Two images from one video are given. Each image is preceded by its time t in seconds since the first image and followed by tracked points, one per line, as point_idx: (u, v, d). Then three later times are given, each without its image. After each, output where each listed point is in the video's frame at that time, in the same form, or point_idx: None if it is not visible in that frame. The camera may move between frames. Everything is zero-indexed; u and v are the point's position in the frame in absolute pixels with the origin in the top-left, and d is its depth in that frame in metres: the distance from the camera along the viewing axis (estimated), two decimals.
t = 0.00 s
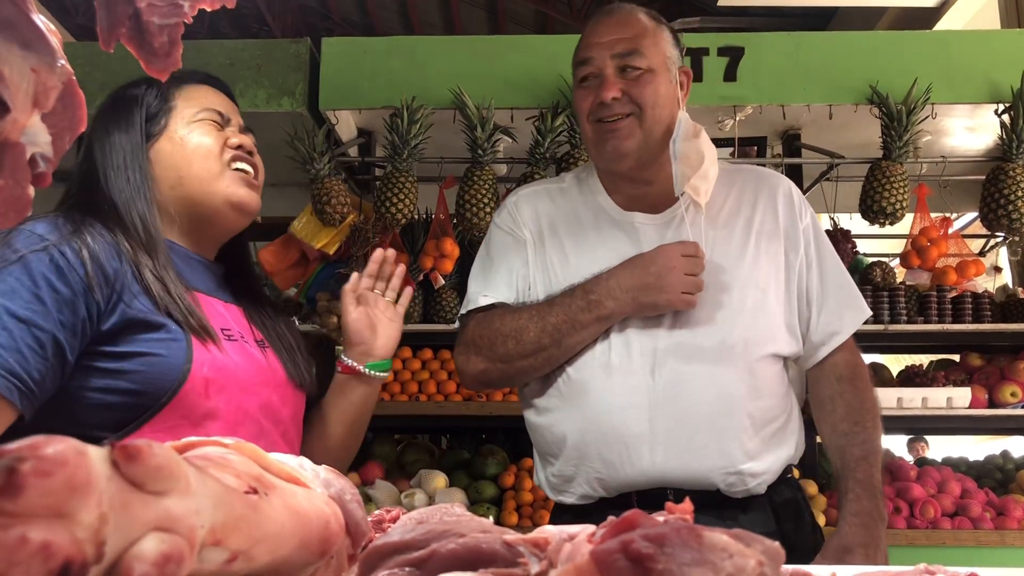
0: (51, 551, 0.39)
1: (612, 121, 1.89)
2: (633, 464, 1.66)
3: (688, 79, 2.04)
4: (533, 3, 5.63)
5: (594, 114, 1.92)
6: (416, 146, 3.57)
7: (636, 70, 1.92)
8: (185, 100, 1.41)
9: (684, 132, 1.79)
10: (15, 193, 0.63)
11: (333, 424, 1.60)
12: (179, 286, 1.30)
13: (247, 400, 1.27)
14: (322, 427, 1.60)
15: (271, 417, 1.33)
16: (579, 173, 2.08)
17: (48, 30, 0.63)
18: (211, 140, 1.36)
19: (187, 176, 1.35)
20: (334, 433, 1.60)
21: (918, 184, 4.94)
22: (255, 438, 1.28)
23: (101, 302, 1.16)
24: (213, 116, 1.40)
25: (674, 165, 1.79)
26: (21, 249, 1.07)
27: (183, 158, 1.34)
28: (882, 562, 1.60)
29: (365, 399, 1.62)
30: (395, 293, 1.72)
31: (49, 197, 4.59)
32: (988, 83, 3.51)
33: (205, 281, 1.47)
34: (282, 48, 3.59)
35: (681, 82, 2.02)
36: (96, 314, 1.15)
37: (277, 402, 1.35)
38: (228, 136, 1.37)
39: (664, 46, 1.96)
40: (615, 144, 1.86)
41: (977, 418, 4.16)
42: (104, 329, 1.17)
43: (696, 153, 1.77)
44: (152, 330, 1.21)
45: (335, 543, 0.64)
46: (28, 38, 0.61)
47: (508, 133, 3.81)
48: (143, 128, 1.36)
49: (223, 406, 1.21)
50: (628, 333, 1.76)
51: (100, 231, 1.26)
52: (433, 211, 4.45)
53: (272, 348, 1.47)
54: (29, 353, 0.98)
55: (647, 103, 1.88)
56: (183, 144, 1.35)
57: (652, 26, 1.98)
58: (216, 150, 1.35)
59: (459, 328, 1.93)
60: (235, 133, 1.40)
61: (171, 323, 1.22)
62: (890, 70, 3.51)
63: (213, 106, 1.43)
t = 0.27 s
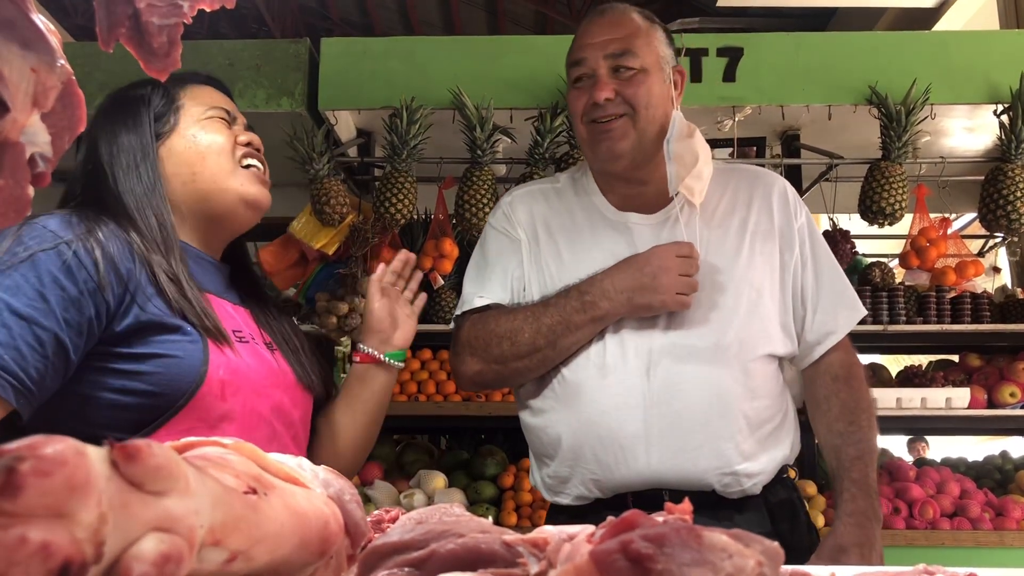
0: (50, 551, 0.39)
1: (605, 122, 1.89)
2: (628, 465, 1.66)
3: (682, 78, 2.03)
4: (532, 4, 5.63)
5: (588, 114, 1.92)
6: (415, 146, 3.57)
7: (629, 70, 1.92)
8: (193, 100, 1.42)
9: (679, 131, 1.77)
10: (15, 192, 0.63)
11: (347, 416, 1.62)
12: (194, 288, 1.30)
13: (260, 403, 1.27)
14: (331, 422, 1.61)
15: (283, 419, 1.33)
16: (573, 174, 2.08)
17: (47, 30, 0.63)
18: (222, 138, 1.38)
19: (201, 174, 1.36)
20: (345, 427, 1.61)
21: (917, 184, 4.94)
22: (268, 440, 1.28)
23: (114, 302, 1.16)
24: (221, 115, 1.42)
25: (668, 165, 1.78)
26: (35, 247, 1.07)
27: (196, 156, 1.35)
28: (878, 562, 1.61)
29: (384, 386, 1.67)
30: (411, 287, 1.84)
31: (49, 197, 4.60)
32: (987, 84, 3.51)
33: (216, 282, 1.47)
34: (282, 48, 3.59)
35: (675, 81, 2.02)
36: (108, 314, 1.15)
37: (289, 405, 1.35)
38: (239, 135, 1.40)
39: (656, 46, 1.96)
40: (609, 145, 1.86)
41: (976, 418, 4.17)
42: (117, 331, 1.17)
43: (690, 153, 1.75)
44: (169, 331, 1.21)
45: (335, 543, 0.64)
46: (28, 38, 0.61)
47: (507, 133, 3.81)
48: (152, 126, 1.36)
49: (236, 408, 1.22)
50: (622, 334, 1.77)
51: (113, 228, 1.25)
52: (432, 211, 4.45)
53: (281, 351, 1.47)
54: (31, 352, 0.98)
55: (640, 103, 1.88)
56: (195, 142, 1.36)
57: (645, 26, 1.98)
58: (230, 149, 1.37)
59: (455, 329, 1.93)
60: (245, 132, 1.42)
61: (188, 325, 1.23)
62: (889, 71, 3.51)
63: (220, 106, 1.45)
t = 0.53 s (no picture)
0: (49, 552, 0.39)
1: (603, 122, 1.90)
2: (625, 466, 1.66)
3: (678, 78, 2.03)
4: (532, 4, 5.63)
5: (585, 114, 1.92)
6: (414, 147, 3.57)
7: (625, 70, 1.92)
8: (212, 104, 1.44)
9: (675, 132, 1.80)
10: (14, 193, 0.63)
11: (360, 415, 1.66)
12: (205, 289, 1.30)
13: (268, 407, 1.27)
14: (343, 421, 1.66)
15: (289, 422, 1.33)
16: (569, 174, 2.08)
17: (46, 31, 0.63)
18: (240, 140, 1.39)
19: (219, 172, 1.36)
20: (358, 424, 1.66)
21: (916, 184, 4.95)
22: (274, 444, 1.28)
23: (121, 302, 1.16)
24: (240, 119, 1.44)
25: (664, 166, 1.80)
26: (43, 244, 1.07)
27: (214, 155, 1.36)
28: (874, 563, 1.61)
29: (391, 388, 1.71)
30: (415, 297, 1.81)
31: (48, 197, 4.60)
32: (986, 84, 3.51)
33: (229, 284, 1.47)
34: (281, 49, 3.60)
35: (672, 81, 2.01)
36: (114, 315, 1.15)
37: (295, 408, 1.35)
38: (256, 138, 1.42)
39: (654, 46, 1.96)
40: (606, 145, 1.86)
41: (975, 419, 4.17)
42: (125, 331, 1.17)
43: (687, 153, 1.78)
44: (177, 332, 1.21)
45: (334, 544, 0.64)
46: (27, 39, 0.61)
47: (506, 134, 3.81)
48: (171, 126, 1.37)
49: (245, 411, 1.22)
50: (619, 336, 1.76)
51: (124, 226, 1.25)
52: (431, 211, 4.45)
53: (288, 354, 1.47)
54: (29, 349, 0.97)
55: (637, 103, 1.88)
56: (213, 142, 1.37)
57: (642, 26, 1.98)
58: (248, 150, 1.39)
59: (450, 330, 1.93)
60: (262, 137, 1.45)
61: (197, 328, 1.23)
62: (888, 71, 3.51)
63: (238, 111, 1.47)
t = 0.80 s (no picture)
0: (47, 553, 0.39)
1: (601, 122, 1.90)
2: (624, 467, 1.66)
3: (676, 78, 2.03)
4: (531, 4, 5.63)
5: (583, 114, 1.92)
6: (414, 147, 3.57)
7: (624, 70, 1.92)
8: (233, 105, 1.42)
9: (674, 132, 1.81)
10: (13, 194, 0.63)
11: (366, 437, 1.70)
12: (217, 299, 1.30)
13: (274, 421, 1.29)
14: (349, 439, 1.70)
15: (292, 435, 1.35)
16: (567, 174, 2.08)
17: (44, 31, 0.63)
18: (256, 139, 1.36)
19: (231, 173, 1.33)
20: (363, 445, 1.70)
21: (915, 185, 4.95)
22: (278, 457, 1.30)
23: (130, 308, 1.15)
24: (260, 121, 1.41)
25: (662, 166, 1.81)
26: (61, 246, 1.07)
27: (227, 156, 1.34)
28: (873, 563, 1.61)
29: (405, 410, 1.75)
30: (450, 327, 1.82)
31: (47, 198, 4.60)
32: (985, 84, 3.52)
33: (240, 292, 1.47)
34: (280, 49, 3.60)
35: (670, 81, 2.02)
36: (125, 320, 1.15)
37: (300, 420, 1.37)
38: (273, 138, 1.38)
39: (652, 45, 1.96)
40: (605, 145, 1.86)
41: (974, 419, 4.17)
42: (134, 337, 1.17)
43: (685, 153, 1.78)
44: (187, 343, 1.21)
45: (333, 544, 0.64)
46: (25, 40, 0.61)
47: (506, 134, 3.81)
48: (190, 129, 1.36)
49: (259, 425, 1.25)
50: (618, 337, 1.76)
51: (140, 228, 1.25)
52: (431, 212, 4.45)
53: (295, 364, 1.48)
54: (42, 351, 0.95)
55: (636, 103, 1.88)
56: (227, 143, 1.34)
57: (640, 25, 1.98)
58: (262, 151, 1.35)
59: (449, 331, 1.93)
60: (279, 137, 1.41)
61: (207, 340, 1.23)
62: (887, 72, 3.51)
63: (259, 112, 1.44)
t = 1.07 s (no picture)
0: (46, 552, 0.39)
1: (600, 122, 1.90)
2: (623, 467, 1.66)
3: (676, 77, 2.03)
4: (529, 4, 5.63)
5: (582, 113, 1.92)
6: (413, 147, 3.57)
7: (624, 68, 1.91)
8: (244, 106, 1.38)
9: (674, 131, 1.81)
10: (12, 193, 0.63)
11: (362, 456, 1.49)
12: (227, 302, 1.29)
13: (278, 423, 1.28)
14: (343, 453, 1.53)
15: (298, 438, 1.34)
16: (565, 173, 2.08)
17: (43, 29, 0.62)
18: (253, 156, 1.30)
19: (221, 191, 1.31)
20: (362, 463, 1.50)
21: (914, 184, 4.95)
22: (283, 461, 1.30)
23: (141, 311, 1.15)
24: (262, 133, 1.34)
25: (662, 165, 1.81)
26: (72, 248, 1.06)
27: (222, 172, 1.30)
28: (872, 563, 1.61)
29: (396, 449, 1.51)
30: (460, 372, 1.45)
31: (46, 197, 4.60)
32: (983, 84, 3.52)
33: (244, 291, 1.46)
34: (278, 48, 3.60)
35: (669, 79, 2.01)
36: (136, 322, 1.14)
37: (304, 422, 1.36)
38: (275, 156, 1.31)
39: (651, 44, 1.96)
40: (605, 144, 1.87)
41: (974, 419, 4.17)
42: (144, 339, 1.16)
43: (685, 153, 1.78)
44: (197, 346, 1.20)
45: (333, 544, 0.64)
46: (25, 39, 0.61)
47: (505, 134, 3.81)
48: (190, 142, 1.34)
49: (261, 428, 1.23)
50: (617, 337, 1.76)
51: (154, 230, 1.24)
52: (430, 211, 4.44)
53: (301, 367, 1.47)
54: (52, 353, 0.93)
55: (636, 102, 1.88)
56: (224, 155, 1.31)
57: (640, 24, 1.98)
58: (257, 172, 1.30)
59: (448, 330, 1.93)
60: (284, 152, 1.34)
61: (217, 343, 1.22)
62: (886, 71, 3.52)
63: (269, 115, 1.38)
